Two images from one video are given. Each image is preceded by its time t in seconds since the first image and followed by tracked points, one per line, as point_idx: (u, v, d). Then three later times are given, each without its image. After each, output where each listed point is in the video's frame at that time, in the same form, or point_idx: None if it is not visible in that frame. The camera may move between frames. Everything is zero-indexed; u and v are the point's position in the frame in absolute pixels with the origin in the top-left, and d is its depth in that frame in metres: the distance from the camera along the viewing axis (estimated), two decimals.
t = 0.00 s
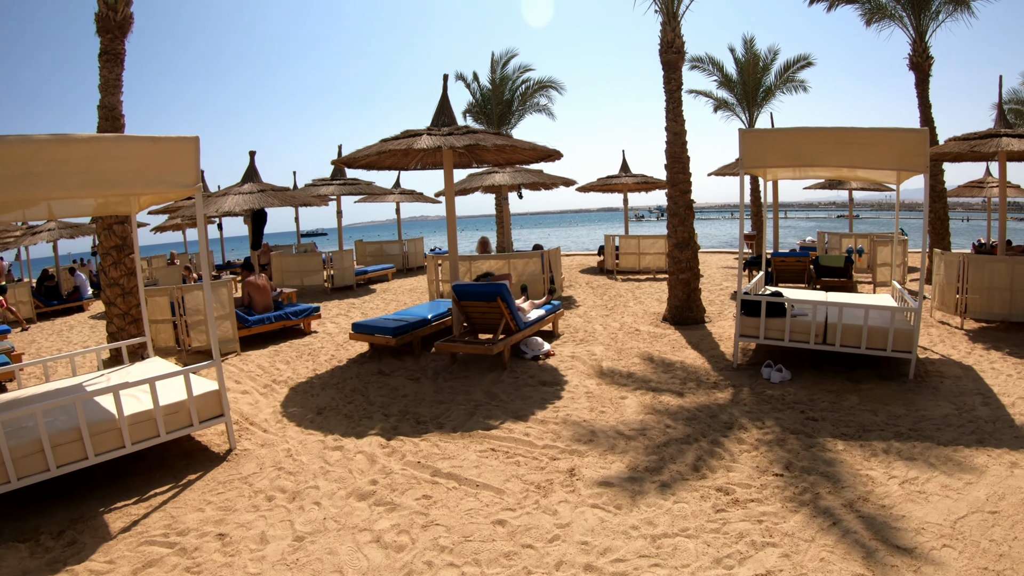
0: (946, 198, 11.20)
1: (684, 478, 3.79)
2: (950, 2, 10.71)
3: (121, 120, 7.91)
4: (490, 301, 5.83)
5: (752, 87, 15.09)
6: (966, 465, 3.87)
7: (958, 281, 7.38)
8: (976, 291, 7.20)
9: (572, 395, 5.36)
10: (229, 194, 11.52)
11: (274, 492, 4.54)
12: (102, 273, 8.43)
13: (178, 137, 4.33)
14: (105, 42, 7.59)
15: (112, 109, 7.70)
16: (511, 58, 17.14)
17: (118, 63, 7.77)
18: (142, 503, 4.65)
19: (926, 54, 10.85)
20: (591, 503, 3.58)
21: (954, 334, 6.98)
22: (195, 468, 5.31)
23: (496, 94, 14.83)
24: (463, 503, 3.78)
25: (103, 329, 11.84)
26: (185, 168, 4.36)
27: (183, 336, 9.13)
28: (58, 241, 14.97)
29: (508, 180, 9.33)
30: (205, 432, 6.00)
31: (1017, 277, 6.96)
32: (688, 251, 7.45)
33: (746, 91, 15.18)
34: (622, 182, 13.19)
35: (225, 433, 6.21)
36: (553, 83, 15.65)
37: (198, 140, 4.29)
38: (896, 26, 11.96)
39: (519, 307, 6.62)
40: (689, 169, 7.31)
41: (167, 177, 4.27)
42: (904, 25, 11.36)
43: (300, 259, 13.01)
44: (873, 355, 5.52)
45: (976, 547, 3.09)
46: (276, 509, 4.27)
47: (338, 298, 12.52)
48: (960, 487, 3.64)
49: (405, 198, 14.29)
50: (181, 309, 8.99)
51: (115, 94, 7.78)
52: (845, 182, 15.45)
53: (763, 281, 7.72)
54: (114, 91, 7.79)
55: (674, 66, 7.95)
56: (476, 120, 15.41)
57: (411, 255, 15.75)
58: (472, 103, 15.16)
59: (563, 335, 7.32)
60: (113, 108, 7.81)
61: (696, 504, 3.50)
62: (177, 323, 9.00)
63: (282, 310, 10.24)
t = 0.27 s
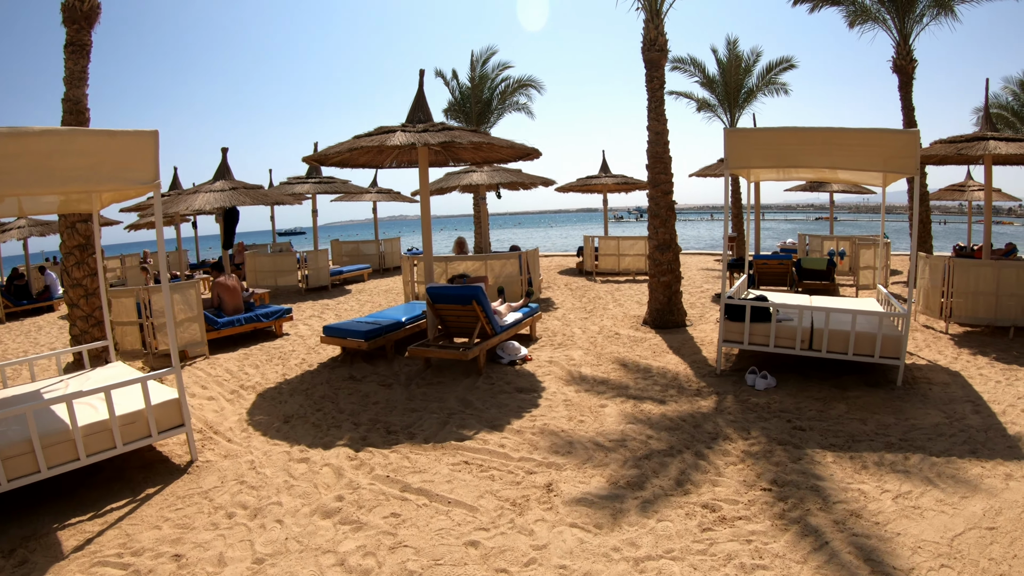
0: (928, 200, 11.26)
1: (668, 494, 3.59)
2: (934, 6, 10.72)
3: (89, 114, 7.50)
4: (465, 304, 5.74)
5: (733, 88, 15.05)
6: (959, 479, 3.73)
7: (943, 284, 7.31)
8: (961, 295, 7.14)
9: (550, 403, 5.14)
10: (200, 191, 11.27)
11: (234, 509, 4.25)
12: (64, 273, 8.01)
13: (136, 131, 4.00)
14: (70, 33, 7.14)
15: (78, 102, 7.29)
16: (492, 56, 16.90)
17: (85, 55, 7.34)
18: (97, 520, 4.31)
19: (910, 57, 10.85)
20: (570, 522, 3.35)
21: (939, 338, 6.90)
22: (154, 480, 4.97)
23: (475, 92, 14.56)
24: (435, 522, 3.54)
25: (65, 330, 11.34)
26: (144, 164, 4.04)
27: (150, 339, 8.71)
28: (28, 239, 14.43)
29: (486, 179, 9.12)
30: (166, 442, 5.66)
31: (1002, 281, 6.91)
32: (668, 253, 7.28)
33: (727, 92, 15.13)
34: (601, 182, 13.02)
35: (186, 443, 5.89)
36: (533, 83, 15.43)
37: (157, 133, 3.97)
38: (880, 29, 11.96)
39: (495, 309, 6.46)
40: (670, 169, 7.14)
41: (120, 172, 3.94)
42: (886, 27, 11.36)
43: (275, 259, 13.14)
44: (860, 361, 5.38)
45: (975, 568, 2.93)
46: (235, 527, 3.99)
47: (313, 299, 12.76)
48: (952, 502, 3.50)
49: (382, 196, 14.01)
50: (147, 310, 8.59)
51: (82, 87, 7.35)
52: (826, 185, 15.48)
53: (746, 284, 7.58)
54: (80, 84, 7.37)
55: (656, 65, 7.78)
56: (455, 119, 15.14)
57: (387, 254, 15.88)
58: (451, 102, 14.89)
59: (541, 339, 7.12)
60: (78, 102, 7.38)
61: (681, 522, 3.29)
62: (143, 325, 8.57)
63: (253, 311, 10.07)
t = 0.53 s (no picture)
0: (908, 203, 11.15)
1: (654, 513, 3.34)
2: (916, 8, 10.71)
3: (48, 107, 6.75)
4: (437, 306, 5.67)
5: (712, 89, 14.98)
6: (957, 493, 3.55)
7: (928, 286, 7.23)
8: (946, 297, 7.06)
9: (526, 412, 4.88)
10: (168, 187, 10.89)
11: (185, 530, 3.90)
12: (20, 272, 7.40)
13: (85, 119, 3.63)
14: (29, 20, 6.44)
15: (38, 94, 6.56)
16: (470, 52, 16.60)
17: (46, 43, 6.61)
18: (36, 542, 3.92)
19: (892, 58, 10.83)
20: (550, 546, 3.09)
21: (924, 342, 6.80)
22: (102, 494, 4.56)
23: (452, 90, 14.27)
24: (402, 545, 3.25)
25: (19, 333, 10.75)
26: (93, 156, 3.68)
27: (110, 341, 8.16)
28: None
29: (461, 177, 8.91)
30: (118, 455, 5.26)
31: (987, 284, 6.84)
32: (649, 253, 7.05)
33: (706, 93, 15.06)
34: (578, 182, 12.84)
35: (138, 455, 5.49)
36: (512, 80, 15.22)
37: (107, 122, 3.61)
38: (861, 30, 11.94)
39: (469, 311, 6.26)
40: (651, 167, 6.93)
41: (68, 162, 3.58)
42: (867, 29, 11.34)
43: (247, 259, 13.11)
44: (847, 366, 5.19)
45: None
46: (183, 551, 3.64)
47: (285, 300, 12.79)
48: (951, 517, 3.32)
49: (357, 195, 13.76)
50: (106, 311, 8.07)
51: (39, 77, 6.61)
52: (804, 186, 15.49)
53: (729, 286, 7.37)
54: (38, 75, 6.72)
55: (637, 60, 7.56)
56: (432, 116, 14.84)
57: (360, 254, 15.94)
58: (429, 99, 14.59)
59: (516, 342, 6.85)
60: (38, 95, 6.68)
61: (669, 545, 3.05)
62: (103, 327, 8.03)
63: (221, 312, 9.79)
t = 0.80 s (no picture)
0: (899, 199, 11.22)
1: (651, 536, 3.12)
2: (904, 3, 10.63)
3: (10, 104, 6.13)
4: (418, 311, 5.45)
5: (698, 86, 14.87)
6: (968, 506, 3.38)
7: (921, 286, 7.14)
8: (939, 297, 6.98)
9: (512, 424, 4.63)
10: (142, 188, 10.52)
11: (146, 560, 3.60)
12: None
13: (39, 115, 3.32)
14: None
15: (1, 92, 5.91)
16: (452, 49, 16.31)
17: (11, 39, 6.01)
18: None
19: (880, 54, 10.74)
20: None
21: (918, 342, 6.68)
22: (64, 519, 4.20)
23: (434, 87, 13.98)
24: None
25: None
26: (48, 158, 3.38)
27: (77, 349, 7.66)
28: None
29: (442, 176, 8.72)
30: (80, 475, 4.93)
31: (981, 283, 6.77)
32: (637, 253, 6.83)
33: (691, 90, 14.94)
34: (562, 181, 12.63)
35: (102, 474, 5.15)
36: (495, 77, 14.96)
37: (63, 119, 3.30)
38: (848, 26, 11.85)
39: (451, 315, 6.03)
40: (638, 165, 6.71)
41: (20, 163, 3.27)
42: (853, 25, 11.26)
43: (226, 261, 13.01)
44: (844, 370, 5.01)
45: None
46: None
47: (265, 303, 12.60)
48: (963, 533, 3.14)
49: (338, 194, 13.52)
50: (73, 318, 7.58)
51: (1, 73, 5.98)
52: (789, 184, 15.44)
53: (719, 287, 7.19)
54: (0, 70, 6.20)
55: (624, 55, 7.35)
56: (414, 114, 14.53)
57: (341, 255, 15.75)
58: (410, 96, 14.28)
59: (500, 347, 6.60)
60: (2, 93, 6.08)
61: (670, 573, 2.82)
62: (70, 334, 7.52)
63: (196, 317, 9.45)
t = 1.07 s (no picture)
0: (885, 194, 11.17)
1: (647, 554, 2.90)
2: None
3: None
4: (397, 314, 5.21)
5: (681, 81, 14.80)
6: (976, 514, 3.21)
7: (913, 281, 7.03)
8: (932, 292, 6.88)
9: (496, 433, 4.39)
10: (113, 189, 10.14)
11: None
12: None
13: None
14: None
15: None
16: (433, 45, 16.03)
17: None
18: None
19: (866, 49, 10.68)
20: None
21: (909, 339, 6.57)
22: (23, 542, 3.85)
23: (414, 84, 13.69)
24: None
25: None
26: None
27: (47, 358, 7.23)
28: None
29: (423, 173, 8.53)
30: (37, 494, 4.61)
31: (974, 279, 6.69)
32: (622, 251, 6.61)
33: (675, 85, 14.85)
34: (544, 178, 12.42)
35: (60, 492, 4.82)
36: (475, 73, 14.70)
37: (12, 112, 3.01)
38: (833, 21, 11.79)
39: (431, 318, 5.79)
40: (623, 161, 6.51)
41: None
42: (838, 19, 11.19)
43: (202, 263, 12.72)
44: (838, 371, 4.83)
45: None
46: None
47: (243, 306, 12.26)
48: (972, 543, 2.96)
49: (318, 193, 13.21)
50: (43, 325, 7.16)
51: None
52: (774, 179, 15.37)
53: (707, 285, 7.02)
54: None
55: (608, 48, 7.13)
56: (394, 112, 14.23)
57: (320, 255, 15.41)
58: (390, 93, 13.97)
59: (483, 350, 6.35)
60: None
61: None
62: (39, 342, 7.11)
63: (169, 322, 9.09)
